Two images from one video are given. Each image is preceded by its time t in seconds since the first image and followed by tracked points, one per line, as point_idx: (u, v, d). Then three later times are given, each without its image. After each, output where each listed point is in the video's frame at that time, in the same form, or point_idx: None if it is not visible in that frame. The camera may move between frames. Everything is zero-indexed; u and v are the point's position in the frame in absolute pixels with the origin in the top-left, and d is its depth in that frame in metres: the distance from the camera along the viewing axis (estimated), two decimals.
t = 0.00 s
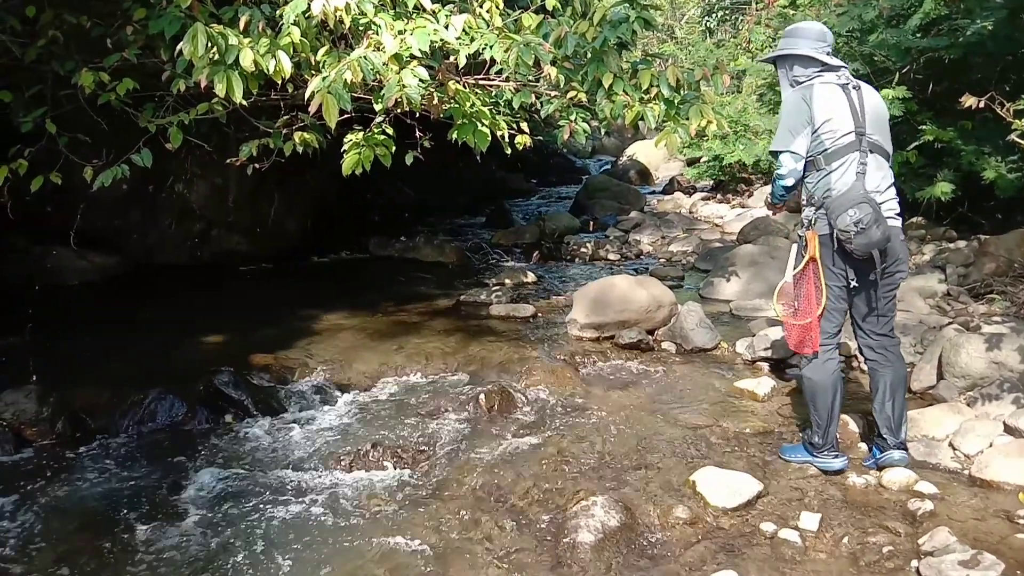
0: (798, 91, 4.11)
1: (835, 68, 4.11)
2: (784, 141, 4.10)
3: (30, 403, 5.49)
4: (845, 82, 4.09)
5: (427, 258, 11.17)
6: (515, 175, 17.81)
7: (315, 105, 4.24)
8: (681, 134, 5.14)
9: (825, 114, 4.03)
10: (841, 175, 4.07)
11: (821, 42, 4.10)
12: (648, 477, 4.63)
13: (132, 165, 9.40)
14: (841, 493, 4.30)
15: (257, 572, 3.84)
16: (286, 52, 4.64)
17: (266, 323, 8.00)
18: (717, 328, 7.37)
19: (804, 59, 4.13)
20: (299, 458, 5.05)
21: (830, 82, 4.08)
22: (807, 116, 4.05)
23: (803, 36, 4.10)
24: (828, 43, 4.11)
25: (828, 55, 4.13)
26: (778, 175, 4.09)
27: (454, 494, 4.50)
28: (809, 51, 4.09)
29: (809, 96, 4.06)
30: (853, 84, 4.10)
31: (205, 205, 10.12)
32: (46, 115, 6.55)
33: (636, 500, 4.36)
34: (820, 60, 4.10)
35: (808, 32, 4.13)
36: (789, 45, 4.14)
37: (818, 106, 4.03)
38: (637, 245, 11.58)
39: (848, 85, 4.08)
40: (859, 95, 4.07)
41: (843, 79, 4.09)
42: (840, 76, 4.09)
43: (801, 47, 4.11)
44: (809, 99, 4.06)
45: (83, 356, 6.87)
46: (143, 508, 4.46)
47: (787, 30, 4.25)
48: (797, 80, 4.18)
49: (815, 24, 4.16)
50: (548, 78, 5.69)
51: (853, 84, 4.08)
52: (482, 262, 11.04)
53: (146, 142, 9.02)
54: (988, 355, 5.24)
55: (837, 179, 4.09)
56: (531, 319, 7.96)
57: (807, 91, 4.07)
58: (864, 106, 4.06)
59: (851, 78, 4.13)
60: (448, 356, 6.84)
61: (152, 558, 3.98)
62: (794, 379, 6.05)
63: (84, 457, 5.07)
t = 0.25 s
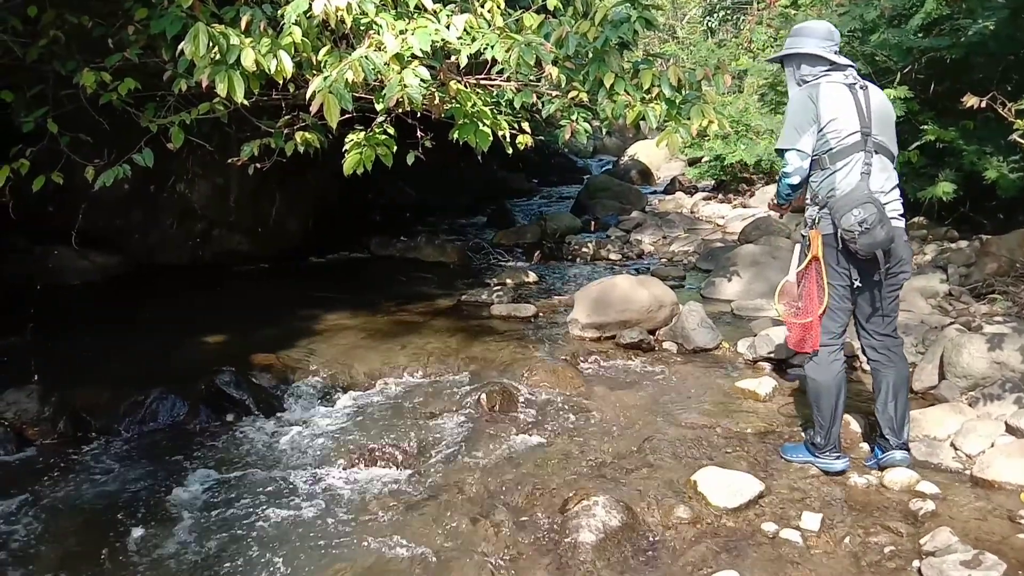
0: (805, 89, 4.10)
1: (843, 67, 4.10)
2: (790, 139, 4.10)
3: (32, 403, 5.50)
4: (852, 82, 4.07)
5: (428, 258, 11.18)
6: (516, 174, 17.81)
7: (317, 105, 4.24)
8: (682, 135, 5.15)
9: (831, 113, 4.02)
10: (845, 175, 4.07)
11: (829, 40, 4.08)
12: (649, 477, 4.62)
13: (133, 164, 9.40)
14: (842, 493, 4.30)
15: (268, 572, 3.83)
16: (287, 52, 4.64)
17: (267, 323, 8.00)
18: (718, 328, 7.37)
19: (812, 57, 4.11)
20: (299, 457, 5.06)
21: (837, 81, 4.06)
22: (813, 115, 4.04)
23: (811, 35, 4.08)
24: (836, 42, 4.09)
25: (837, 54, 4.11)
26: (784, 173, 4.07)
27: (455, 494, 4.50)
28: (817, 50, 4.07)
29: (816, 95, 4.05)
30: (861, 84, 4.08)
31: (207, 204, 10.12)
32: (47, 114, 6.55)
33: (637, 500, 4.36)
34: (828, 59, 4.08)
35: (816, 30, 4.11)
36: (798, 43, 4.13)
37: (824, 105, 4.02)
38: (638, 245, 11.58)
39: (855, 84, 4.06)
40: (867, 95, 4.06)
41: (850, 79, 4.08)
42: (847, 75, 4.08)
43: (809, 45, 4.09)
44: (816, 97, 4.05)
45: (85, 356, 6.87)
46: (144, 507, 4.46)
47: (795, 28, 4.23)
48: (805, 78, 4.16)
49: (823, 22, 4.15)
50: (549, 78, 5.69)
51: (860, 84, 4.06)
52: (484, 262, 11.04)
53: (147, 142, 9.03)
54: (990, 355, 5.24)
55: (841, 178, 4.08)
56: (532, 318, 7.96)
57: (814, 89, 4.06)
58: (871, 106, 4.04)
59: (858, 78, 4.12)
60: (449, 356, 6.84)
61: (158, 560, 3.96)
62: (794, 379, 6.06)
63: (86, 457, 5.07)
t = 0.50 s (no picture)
0: (814, 85, 4.10)
1: (853, 64, 4.09)
2: (800, 134, 4.10)
3: (35, 403, 5.52)
4: (862, 79, 4.07)
5: (430, 257, 11.19)
6: (518, 174, 17.81)
7: (318, 106, 4.25)
8: (685, 134, 5.18)
9: (840, 110, 4.02)
10: (852, 173, 4.07)
11: (839, 37, 4.08)
12: (652, 476, 4.62)
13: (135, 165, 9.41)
14: (845, 491, 4.30)
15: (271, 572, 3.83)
16: (288, 52, 4.64)
17: (270, 323, 8.01)
18: (720, 327, 7.36)
19: (822, 54, 4.11)
20: (302, 457, 5.07)
21: (846, 78, 4.06)
22: (822, 111, 4.04)
23: (822, 31, 4.07)
24: (846, 39, 4.09)
25: (847, 51, 4.11)
26: (794, 168, 4.09)
27: (457, 493, 4.51)
28: (828, 46, 4.07)
29: (825, 91, 4.04)
30: (870, 82, 4.08)
31: (209, 205, 10.13)
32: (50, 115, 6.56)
33: (640, 499, 4.36)
34: (839, 56, 4.08)
35: (826, 27, 4.12)
36: (809, 40, 4.12)
37: (833, 101, 4.02)
38: (640, 244, 11.57)
39: (864, 82, 4.06)
40: (876, 93, 4.05)
41: (859, 77, 4.08)
42: (857, 73, 4.08)
43: (819, 41, 4.09)
44: (825, 93, 4.04)
45: (87, 357, 6.88)
46: (147, 507, 4.47)
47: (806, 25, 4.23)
48: (815, 75, 4.15)
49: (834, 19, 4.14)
50: (550, 77, 5.69)
51: (870, 82, 4.06)
52: (486, 261, 11.05)
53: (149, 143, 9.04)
54: (992, 353, 5.24)
55: (848, 175, 4.07)
56: (535, 318, 7.96)
57: (823, 86, 4.05)
58: (879, 104, 4.04)
59: (868, 76, 4.11)
60: (451, 355, 6.85)
61: (168, 561, 3.95)
62: (797, 377, 6.06)
63: (89, 457, 5.08)
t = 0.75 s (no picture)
0: (817, 82, 4.09)
1: (857, 61, 4.08)
2: (803, 131, 4.10)
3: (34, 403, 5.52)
4: (866, 77, 4.06)
5: (430, 255, 11.18)
6: (518, 172, 17.80)
7: (317, 104, 4.24)
8: (684, 131, 5.15)
9: (843, 106, 4.01)
10: (854, 170, 4.06)
11: (843, 33, 4.08)
12: (652, 474, 4.63)
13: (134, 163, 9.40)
14: (844, 489, 4.30)
15: (271, 571, 3.83)
16: (287, 50, 4.63)
17: (269, 322, 8.01)
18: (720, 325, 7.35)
19: (826, 50, 4.09)
20: (301, 455, 5.07)
21: (850, 75, 4.05)
22: (825, 107, 4.03)
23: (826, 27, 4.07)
24: (850, 35, 4.09)
25: (851, 48, 4.10)
26: (796, 165, 4.10)
27: (456, 491, 4.51)
28: (833, 42, 4.06)
29: (829, 87, 4.03)
30: (874, 79, 4.07)
31: (208, 203, 10.12)
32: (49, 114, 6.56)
33: (640, 497, 4.36)
34: (844, 52, 4.07)
35: (830, 24, 4.11)
36: (813, 36, 4.11)
37: (837, 97, 4.00)
38: (640, 241, 11.57)
39: (868, 79, 4.05)
40: (880, 90, 4.04)
41: (863, 74, 4.07)
42: (860, 70, 4.07)
43: (824, 37, 4.08)
44: (828, 89, 4.03)
45: (87, 356, 6.88)
46: (147, 506, 4.47)
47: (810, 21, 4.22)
48: (819, 71, 4.14)
49: (838, 15, 4.14)
50: (550, 75, 5.69)
51: (874, 79, 4.05)
52: (485, 259, 11.04)
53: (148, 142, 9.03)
54: (992, 350, 5.25)
55: (850, 172, 4.07)
56: (535, 315, 7.97)
57: (826, 82, 4.04)
58: (883, 102, 4.03)
59: (872, 73, 4.11)
60: (451, 354, 6.84)
61: (168, 560, 3.95)
62: (796, 375, 6.06)
63: (89, 456, 5.08)
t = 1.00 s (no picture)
0: (819, 79, 4.09)
1: (859, 59, 4.09)
2: (803, 129, 4.09)
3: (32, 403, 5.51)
4: (867, 75, 4.07)
5: (428, 255, 11.18)
6: (517, 171, 17.81)
7: (315, 104, 4.24)
8: (682, 130, 5.16)
9: (844, 104, 4.01)
10: (854, 168, 4.06)
11: (845, 31, 4.10)
12: (650, 472, 4.63)
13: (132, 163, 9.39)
14: (843, 487, 4.30)
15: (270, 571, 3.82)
16: (285, 50, 4.63)
17: (268, 322, 8.00)
18: (719, 324, 7.36)
19: (828, 48, 4.10)
20: (300, 455, 5.07)
21: (852, 73, 4.06)
22: (826, 104, 4.03)
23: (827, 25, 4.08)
24: (851, 33, 4.10)
25: (853, 46, 4.10)
26: (795, 164, 4.08)
27: (455, 491, 4.51)
28: (835, 39, 4.07)
29: (830, 85, 4.04)
30: (875, 78, 4.08)
31: (207, 203, 10.11)
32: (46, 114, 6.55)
33: (639, 496, 4.36)
34: (846, 50, 4.07)
35: (831, 22, 4.12)
36: (815, 34, 4.12)
37: (838, 95, 4.01)
38: (638, 241, 11.58)
39: (870, 78, 4.06)
40: (881, 89, 4.05)
41: (865, 72, 4.08)
42: (862, 68, 4.08)
43: (826, 35, 4.09)
44: (830, 87, 4.03)
45: (85, 356, 6.87)
46: (145, 507, 4.47)
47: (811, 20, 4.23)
48: (821, 69, 4.14)
49: (839, 14, 4.15)
50: (548, 74, 5.69)
51: (875, 78, 4.06)
52: (484, 259, 11.04)
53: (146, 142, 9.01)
54: (990, 348, 5.25)
55: (850, 170, 4.07)
56: (533, 315, 7.97)
57: (828, 79, 4.05)
58: (884, 100, 4.04)
59: (873, 72, 4.11)
60: (449, 353, 6.84)
61: (168, 560, 3.95)
62: (794, 373, 6.07)
63: (88, 456, 5.08)
